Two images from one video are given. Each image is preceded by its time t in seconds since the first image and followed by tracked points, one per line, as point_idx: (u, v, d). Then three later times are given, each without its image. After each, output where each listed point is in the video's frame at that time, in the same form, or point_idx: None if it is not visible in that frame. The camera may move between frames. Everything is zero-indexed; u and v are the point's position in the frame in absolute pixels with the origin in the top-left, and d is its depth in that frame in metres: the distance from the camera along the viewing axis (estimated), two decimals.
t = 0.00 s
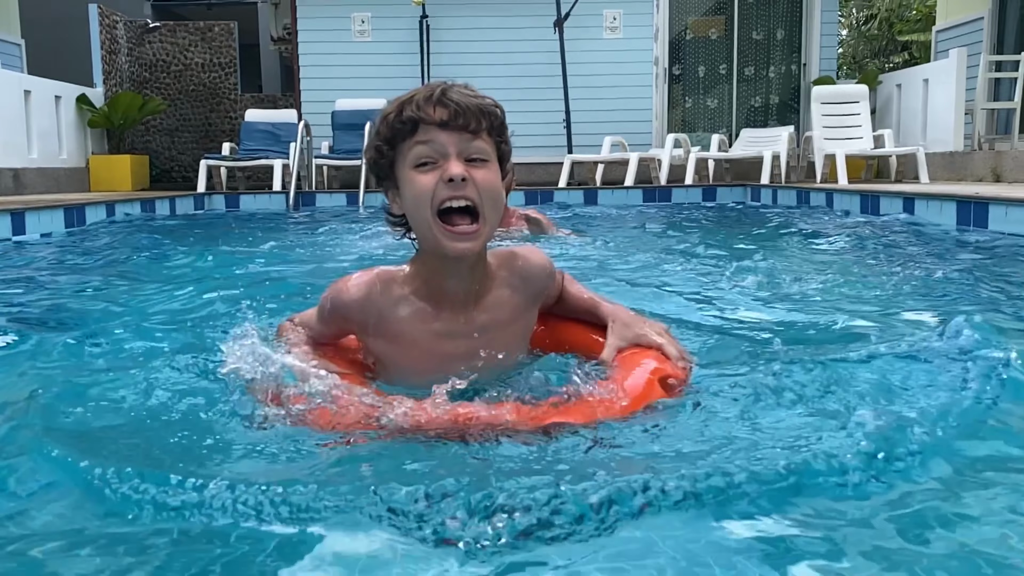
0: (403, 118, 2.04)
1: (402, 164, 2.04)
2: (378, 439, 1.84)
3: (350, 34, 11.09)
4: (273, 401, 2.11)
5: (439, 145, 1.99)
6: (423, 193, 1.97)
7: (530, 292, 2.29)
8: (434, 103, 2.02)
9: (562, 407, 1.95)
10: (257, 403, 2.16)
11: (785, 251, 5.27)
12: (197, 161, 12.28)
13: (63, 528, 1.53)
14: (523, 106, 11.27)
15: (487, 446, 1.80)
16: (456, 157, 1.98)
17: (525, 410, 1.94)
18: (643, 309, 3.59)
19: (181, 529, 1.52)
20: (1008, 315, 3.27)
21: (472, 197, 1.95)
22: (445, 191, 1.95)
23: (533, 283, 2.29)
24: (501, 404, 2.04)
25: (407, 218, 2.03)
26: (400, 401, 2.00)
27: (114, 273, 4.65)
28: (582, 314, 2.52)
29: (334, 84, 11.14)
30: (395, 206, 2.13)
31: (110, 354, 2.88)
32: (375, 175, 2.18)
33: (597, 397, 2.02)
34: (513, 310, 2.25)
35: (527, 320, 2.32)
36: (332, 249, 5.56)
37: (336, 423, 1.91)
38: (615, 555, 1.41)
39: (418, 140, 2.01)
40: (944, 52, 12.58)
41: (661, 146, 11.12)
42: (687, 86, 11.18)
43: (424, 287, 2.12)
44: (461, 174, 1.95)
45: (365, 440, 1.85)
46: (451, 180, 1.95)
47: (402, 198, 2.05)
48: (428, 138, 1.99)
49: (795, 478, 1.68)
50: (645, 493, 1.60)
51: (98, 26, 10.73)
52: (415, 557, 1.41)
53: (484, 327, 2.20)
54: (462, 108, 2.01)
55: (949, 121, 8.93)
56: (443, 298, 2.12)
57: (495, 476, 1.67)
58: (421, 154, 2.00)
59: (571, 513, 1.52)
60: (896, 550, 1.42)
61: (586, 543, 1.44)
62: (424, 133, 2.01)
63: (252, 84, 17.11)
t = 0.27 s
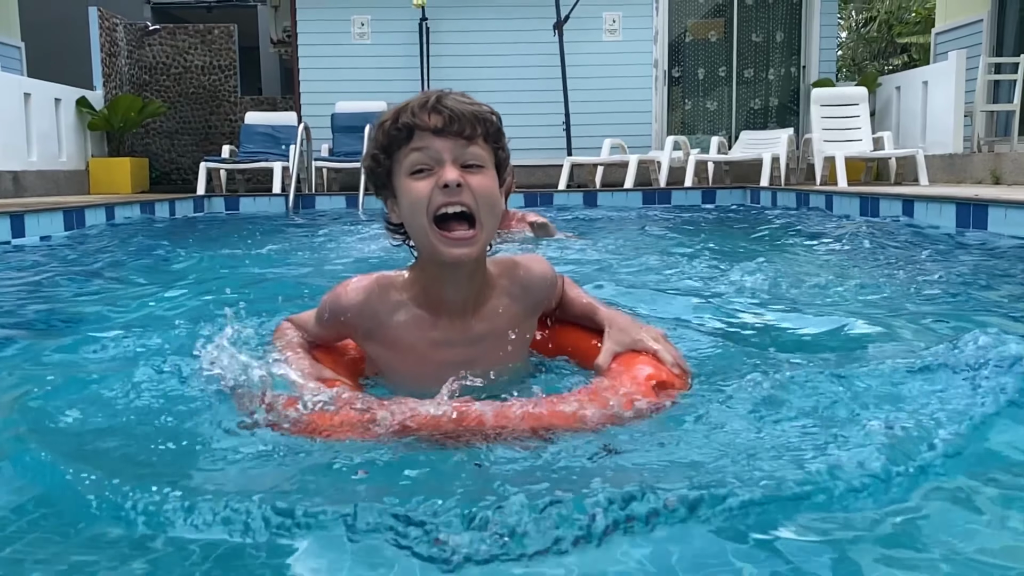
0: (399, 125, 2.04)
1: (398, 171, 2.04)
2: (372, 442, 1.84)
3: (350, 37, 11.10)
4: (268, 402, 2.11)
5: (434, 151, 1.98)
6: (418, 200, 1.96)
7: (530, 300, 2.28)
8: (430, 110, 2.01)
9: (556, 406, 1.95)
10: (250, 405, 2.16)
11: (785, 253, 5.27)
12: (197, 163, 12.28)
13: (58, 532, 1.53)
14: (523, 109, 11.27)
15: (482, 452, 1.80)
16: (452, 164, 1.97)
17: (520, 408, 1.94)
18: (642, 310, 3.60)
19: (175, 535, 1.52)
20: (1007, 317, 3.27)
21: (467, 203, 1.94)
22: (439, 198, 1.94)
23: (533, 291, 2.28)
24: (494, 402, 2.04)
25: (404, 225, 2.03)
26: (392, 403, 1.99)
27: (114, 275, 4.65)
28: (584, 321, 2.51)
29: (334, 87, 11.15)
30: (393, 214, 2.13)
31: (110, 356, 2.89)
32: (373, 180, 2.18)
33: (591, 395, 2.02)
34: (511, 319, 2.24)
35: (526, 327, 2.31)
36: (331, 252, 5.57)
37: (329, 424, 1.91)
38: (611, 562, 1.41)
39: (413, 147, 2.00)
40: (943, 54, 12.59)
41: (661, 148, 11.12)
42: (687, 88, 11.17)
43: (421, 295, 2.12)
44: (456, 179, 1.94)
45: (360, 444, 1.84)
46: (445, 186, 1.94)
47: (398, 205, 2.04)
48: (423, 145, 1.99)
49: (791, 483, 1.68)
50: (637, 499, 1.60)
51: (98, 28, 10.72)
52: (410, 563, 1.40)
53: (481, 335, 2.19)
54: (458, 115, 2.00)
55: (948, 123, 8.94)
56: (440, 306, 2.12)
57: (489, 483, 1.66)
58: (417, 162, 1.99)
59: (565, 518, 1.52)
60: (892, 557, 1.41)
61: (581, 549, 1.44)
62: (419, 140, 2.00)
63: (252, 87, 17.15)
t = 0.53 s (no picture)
0: (394, 133, 2.04)
1: (394, 179, 2.04)
2: (367, 445, 1.84)
3: (350, 38, 11.10)
4: (266, 404, 2.11)
5: (429, 158, 1.98)
6: (413, 207, 1.96)
7: (530, 304, 2.28)
8: (423, 117, 2.02)
9: (554, 407, 1.95)
10: (248, 407, 2.16)
11: (784, 254, 5.28)
12: (197, 165, 12.30)
13: (51, 532, 1.53)
14: (522, 110, 11.28)
15: (479, 456, 1.80)
16: (447, 170, 1.97)
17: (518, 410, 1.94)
18: (641, 311, 3.61)
19: (167, 535, 1.51)
20: (1007, 319, 3.27)
21: (462, 209, 1.94)
22: (435, 204, 1.94)
23: (532, 296, 2.28)
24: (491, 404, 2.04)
25: (401, 233, 2.04)
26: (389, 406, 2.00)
27: (113, 276, 4.66)
28: (584, 324, 2.50)
29: (334, 89, 11.16)
30: (390, 221, 2.14)
31: (109, 358, 2.89)
32: (370, 188, 2.19)
33: (589, 398, 2.02)
34: (511, 327, 2.24)
35: (526, 334, 2.31)
36: (331, 253, 5.57)
37: (324, 427, 1.91)
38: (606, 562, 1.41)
39: (409, 155, 2.01)
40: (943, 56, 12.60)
41: (660, 149, 11.13)
42: (687, 90, 11.18)
43: (420, 302, 2.12)
44: (451, 185, 1.94)
45: (355, 446, 1.84)
46: (440, 193, 1.94)
47: (395, 213, 2.05)
48: (418, 152, 1.99)
49: (787, 485, 1.68)
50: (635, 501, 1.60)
51: (98, 30, 10.73)
52: (403, 563, 1.40)
53: (481, 343, 2.19)
54: (452, 121, 2.00)
55: (948, 124, 8.95)
56: (439, 314, 2.12)
57: (484, 487, 1.66)
58: (412, 168, 1.99)
59: (560, 519, 1.51)
60: (888, 559, 1.41)
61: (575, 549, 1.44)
62: (414, 147, 2.00)
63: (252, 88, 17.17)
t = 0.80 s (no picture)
0: (392, 139, 2.04)
1: (393, 185, 2.04)
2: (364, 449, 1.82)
3: (350, 40, 11.11)
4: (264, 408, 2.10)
5: (427, 164, 1.98)
6: (411, 213, 1.96)
7: (529, 310, 2.27)
8: (421, 124, 2.01)
9: (554, 411, 1.94)
10: (247, 412, 2.16)
11: (784, 257, 5.28)
12: (197, 167, 12.30)
13: (46, 539, 1.51)
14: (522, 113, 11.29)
15: (478, 460, 1.79)
16: (444, 176, 1.97)
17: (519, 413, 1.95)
18: (640, 314, 3.60)
19: (163, 543, 1.49)
20: (1007, 322, 3.26)
21: (460, 214, 1.94)
22: (433, 209, 1.94)
23: (531, 302, 2.27)
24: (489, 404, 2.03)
25: (399, 240, 2.03)
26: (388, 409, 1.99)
27: (113, 279, 4.66)
28: (583, 330, 2.49)
29: (334, 91, 11.17)
30: (388, 228, 2.13)
31: (107, 360, 2.89)
32: (369, 195, 2.19)
33: (587, 402, 2.01)
34: (510, 334, 2.23)
35: (525, 341, 2.30)
36: (331, 255, 5.57)
37: (320, 432, 1.90)
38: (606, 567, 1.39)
39: (407, 161, 2.00)
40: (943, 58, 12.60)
41: (660, 152, 11.13)
42: (687, 93, 11.18)
43: (419, 308, 2.12)
44: (449, 191, 1.93)
45: (351, 452, 1.83)
46: (438, 198, 1.94)
47: (393, 219, 2.05)
48: (416, 158, 1.99)
49: (786, 492, 1.66)
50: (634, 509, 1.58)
51: (98, 32, 10.73)
52: (399, 572, 1.38)
53: (480, 350, 2.19)
54: (450, 128, 2.00)
55: (948, 127, 8.96)
56: (438, 322, 2.12)
57: (483, 495, 1.64)
58: (410, 175, 1.99)
59: (557, 525, 1.50)
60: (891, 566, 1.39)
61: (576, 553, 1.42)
62: (412, 153, 2.00)
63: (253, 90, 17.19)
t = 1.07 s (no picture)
0: (392, 143, 2.04)
1: (392, 188, 2.04)
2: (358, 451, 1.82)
3: (350, 42, 11.11)
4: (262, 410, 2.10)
5: (426, 166, 1.98)
6: (410, 215, 1.96)
7: (528, 314, 2.27)
8: (421, 127, 2.02)
9: (554, 411, 1.94)
10: (245, 415, 2.15)
11: (784, 258, 5.28)
12: (197, 168, 12.31)
13: (39, 538, 1.50)
14: (522, 114, 11.29)
15: (473, 462, 1.78)
16: (443, 178, 1.97)
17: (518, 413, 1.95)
18: (640, 315, 3.60)
19: (157, 542, 1.48)
20: (1007, 324, 3.25)
21: (459, 216, 1.93)
22: (431, 212, 1.94)
23: (530, 307, 2.27)
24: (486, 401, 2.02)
25: (398, 243, 2.03)
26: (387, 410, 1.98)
27: (113, 279, 4.65)
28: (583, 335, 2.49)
29: (334, 92, 11.17)
30: (388, 232, 2.14)
31: (105, 361, 2.88)
32: (369, 200, 2.19)
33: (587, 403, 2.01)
34: (509, 339, 2.23)
35: (525, 346, 2.30)
36: (331, 256, 5.57)
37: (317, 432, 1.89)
38: (604, 567, 1.37)
39: (406, 164, 2.01)
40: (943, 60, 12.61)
41: (660, 153, 11.13)
42: (687, 94, 11.19)
43: (418, 312, 2.12)
44: (448, 193, 1.94)
45: (347, 454, 1.83)
46: (437, 200, 1.94)
47: (392, 223, 2.05)
48: (415, 161, 1.99)
49: (786, 494, 1.65)
50: (634, 511, 1.57)
51: (99, 33, 10.74)
52: (395, 570, 1.37)
53: (479, 355, 2.19)
54: (449, 131, 2.00)
55: (948, 128, 8.96)
56: (436, 326, 2.12)
57: (479, 497, 1.63)
58: (410, 178, 1.99)
59: (555, 526, 1.49)
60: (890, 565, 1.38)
61: (573, 553, 1.40)
62: (412, 157, 2.00)
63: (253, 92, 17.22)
